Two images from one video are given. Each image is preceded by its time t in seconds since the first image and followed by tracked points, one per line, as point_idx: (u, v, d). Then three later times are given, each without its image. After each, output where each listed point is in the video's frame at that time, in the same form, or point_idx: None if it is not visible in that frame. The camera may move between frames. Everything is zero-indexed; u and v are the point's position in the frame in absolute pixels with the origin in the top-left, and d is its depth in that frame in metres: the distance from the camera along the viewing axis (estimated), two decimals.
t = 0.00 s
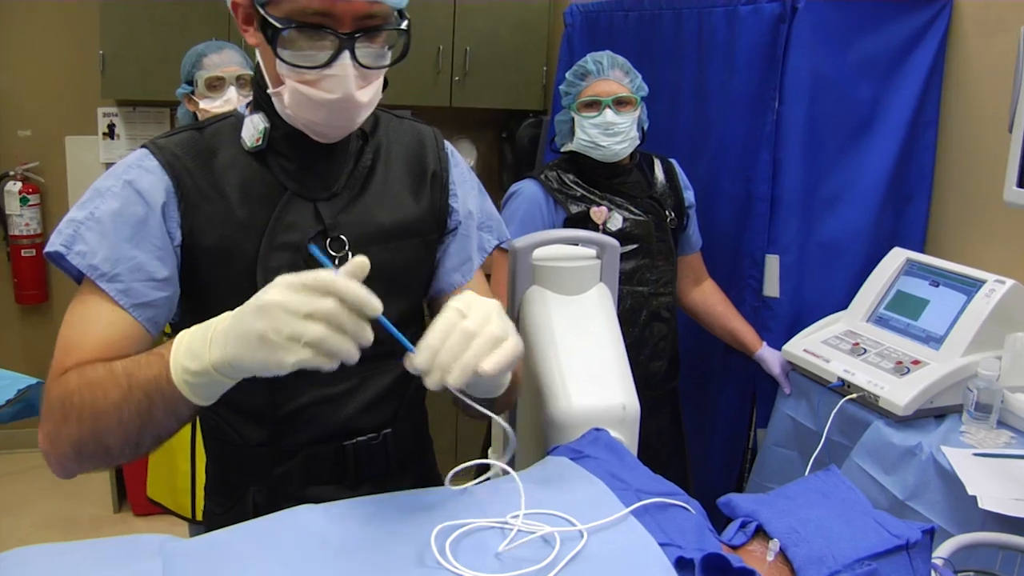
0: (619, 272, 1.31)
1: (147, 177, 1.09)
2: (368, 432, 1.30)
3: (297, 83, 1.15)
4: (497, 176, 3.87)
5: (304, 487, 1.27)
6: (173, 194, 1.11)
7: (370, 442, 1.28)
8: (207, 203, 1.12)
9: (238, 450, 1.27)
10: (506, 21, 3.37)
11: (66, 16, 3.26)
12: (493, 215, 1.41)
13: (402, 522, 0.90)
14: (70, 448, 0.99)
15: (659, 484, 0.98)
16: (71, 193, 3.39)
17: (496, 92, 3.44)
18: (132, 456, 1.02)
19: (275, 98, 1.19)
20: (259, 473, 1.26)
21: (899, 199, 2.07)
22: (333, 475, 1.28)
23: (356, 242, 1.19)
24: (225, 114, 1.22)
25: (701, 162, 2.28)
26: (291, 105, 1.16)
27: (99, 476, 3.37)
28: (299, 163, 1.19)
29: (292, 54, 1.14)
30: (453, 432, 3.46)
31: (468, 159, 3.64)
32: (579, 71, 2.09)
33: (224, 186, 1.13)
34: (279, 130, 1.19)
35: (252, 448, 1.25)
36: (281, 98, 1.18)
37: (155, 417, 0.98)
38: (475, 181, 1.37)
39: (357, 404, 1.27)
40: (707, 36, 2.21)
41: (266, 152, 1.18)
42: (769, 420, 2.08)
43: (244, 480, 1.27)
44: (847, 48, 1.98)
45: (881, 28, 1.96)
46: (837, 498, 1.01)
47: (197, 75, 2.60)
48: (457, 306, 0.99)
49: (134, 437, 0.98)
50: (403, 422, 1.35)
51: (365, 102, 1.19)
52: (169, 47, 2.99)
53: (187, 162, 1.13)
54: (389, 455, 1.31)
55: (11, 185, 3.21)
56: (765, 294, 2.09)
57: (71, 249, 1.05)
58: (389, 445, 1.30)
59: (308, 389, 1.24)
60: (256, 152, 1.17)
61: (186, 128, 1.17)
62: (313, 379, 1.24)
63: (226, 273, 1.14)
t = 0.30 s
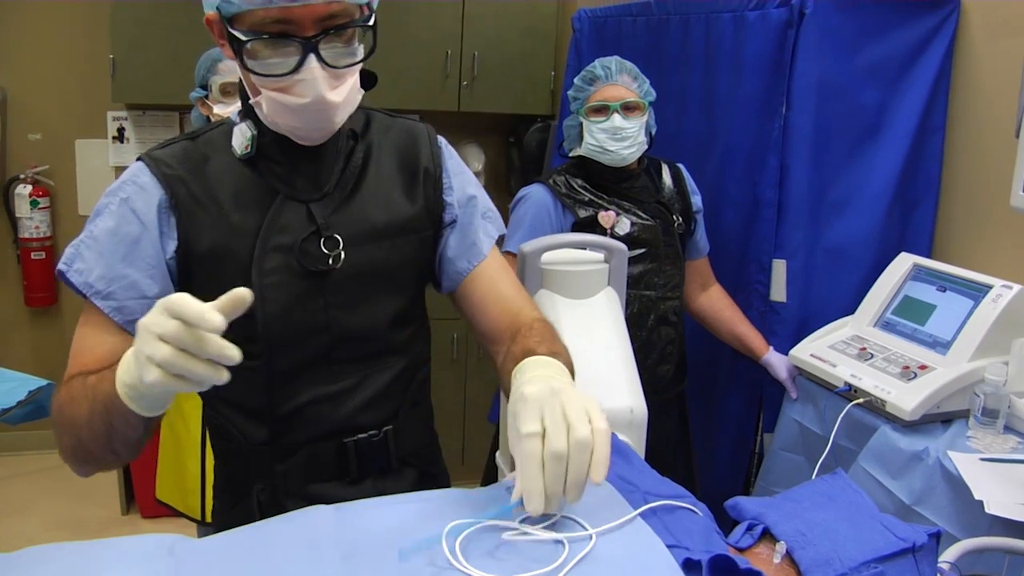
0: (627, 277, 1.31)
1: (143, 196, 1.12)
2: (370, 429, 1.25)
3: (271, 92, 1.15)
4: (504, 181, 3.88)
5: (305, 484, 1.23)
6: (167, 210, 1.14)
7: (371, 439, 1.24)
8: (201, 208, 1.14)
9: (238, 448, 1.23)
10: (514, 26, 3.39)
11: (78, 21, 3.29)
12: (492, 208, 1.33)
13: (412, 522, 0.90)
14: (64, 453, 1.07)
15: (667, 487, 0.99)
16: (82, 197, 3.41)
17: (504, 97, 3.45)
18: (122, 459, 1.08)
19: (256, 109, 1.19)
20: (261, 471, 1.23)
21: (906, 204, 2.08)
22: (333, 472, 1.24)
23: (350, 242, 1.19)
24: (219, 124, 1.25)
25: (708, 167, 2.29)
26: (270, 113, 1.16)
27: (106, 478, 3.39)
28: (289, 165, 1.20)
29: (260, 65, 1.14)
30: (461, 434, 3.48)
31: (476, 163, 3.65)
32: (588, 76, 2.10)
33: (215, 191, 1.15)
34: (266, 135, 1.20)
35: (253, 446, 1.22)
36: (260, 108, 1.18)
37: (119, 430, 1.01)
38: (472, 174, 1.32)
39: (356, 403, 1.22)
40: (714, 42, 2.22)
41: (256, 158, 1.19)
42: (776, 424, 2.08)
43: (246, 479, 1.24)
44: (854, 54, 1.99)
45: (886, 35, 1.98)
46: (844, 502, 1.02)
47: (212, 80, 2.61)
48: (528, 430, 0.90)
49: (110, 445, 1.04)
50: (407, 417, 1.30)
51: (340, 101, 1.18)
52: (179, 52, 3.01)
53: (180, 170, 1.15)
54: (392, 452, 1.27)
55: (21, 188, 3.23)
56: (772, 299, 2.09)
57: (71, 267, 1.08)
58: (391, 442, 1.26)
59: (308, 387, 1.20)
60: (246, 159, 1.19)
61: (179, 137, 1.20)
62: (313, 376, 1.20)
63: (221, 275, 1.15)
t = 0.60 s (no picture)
0: (629, 278, 1.31)
1: (170, 185, 1.17)
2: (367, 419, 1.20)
3: (272, 93, 1.18)
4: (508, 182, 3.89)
5: (296, 465, 1.19)
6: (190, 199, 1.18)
7: (365, 429, 1.18)
8: (218, 199, 1.17)
9: (245, 424, 1.23)
10: (517, 27, 3.40)
11: (81, 23, 3.30)
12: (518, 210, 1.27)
13: (416, 522, 0.91)
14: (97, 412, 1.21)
15: (669, 488, 0.99)
16: (86, 198, 3.43)
17: (508, 98, 3.46)
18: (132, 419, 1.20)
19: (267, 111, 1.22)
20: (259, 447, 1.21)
21: (909, 205, 2.08)
22: (327, 459, 1.19)
23: (354, 234, 1.17)
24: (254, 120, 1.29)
25: (711, 169, 2.29)
26: (274, 114, 1.19)
27: (110, 480, 3.39)
28: (304, 161, 1.20)
29: (260, 68, 1.17)
30: (464, 435, 3.48)
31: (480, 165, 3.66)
32: (590, 77, 2.11)
33: (234, 181, 1.18)
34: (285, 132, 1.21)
35: (254, 421, 1.21)
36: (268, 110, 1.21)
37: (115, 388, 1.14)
38: (498, 175, 1.26)
39: (351, 390, 1.18)
40: (717, 43, 2.22)
41: (275, 152, 1.21)
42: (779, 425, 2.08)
43: (248, 454, 1.23)
44: (857, 55, 1.99)
45: (889, 37, 1.98)
46: (846, 502, 1.02)
47: (219, 83, 2.61)
48: (510, 442, 0.89)
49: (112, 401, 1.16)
50: (411, 413, 1.22)
51: (333, 98, 1.16)
52: (183, 53, 3.02)
53: (205, 162, 1.19)
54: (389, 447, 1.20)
55: (26, 190, 3.24)
56: (774, 300, 2.10)
57: (110, 248, 1.19)
58: (388, 436, 1.20)
59: (310, 370, 1.19)
60: (268, 155, 1.21)
61: (215, 135, 1.24)
62: (316, 359, 1.19)
63: (230, 262, 1.16)
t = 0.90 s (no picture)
0: (629, 277, 1.31)
1: (191, 168, 1.22)
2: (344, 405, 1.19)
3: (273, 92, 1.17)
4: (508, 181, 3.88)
5: (279, 440, 1.21)
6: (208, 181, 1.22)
7: (340, 415, 1.18)
8: (227, 183, 1.19)
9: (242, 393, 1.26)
10: (518, 26, 3.40)
11: (82, 23, 3.30)
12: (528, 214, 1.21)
13: (416, 521, 0.91)
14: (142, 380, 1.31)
15: (669, 487, 0.99)
16: (87, 198, 3.43)
17: (508, 97, 3.46)
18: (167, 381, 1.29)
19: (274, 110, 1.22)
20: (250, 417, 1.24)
21: (910, 204, 2.07)
22: (304, 440, 1.20)
23: (346, 227, 1.16)
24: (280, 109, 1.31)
25: (712, 168, 2.29)
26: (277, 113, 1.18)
27: (111, 480, 3.39)
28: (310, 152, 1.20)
29: (262, 68, 1.17)
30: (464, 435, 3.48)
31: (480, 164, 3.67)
32: (590, 75, 2.11)
33: (246, 168, 1.20)
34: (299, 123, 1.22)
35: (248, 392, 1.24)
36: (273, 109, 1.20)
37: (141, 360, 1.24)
38: (509, 178, 1.21)
39: (330, 377, 1.17)
40: (718, 42, 2.22)
41: (286, 142, 1.22)
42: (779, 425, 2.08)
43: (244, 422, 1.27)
44: (857, 54, 1.98)
45: (889, 35, 1.98)
46: (847, 502, 1.02)
47: (218, 83, 2.61)
48: (524, 418, 0.88)
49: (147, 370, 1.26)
50: (387, 405, 1.20)
51: (329, 99, 1.15)
52: (183, 53, 3.02)
53: (222, 147, 1.23)
54: (362, 436, 1.19)
55: (26, 190, 3.25)
56: (775, 299, 2.09)
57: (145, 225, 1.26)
58: (361, 425, 1.18)
59: (296, 352, 1.19)
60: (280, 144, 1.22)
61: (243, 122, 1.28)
62: (301, 341, 1.19)
63: (231, 244, 1.18)
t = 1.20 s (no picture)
0: (634, 277, 1.31)
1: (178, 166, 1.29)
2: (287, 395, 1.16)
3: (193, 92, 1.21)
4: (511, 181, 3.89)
5: (227, 426, 1.20)
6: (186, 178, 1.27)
7: (281, 404, 1.15)
8: (195, 177, 1.23)
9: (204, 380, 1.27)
10: (521, 26, 3.40)
11: (85, 22, 3.31)
12: (488, 216, 1.13)
13: (421, 520, 0.90)
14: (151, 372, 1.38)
15: (674, 486, 0.98)
16: (90, 197, 3.43)
17: (512, 97, 3.46)
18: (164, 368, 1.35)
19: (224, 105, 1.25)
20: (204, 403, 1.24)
21: (914, 205, 2.07)
22: (247, 427, 1.18)
23: (283, 220, 1.14)
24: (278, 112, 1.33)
25: (715, 168, 2.29)
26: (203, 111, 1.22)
27: (114, 478, 3.40)
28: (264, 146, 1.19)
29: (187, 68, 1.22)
30: (467, 434, 3.48)
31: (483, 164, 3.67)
32: (594, 76, 2.11)
33: (213, 163, 1.23)
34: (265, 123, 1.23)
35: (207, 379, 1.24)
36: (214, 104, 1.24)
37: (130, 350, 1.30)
38: (469, 178, 1.14)
39: (274, 364, 1.16)
40: (722, 42, 2.22)
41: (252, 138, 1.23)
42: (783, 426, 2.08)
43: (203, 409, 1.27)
44: (862, 54, 1.98)
45: (894, 35, 1.98)
46: (851, 502, 1.02)
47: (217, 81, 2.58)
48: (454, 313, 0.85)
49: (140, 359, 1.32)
50: (327, 398, 1.16)
51: (196, 107, 1.16)
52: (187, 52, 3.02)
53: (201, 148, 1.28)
54: (302, 427, 1.16)
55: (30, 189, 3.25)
56: (779, 300, 2.09)
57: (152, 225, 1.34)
58: (301, 416, 1.15)
59: (244, 339, 1.18)
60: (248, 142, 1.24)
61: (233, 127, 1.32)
62: (249, 329, 1.18)
63: (192, 233, 1.21)
